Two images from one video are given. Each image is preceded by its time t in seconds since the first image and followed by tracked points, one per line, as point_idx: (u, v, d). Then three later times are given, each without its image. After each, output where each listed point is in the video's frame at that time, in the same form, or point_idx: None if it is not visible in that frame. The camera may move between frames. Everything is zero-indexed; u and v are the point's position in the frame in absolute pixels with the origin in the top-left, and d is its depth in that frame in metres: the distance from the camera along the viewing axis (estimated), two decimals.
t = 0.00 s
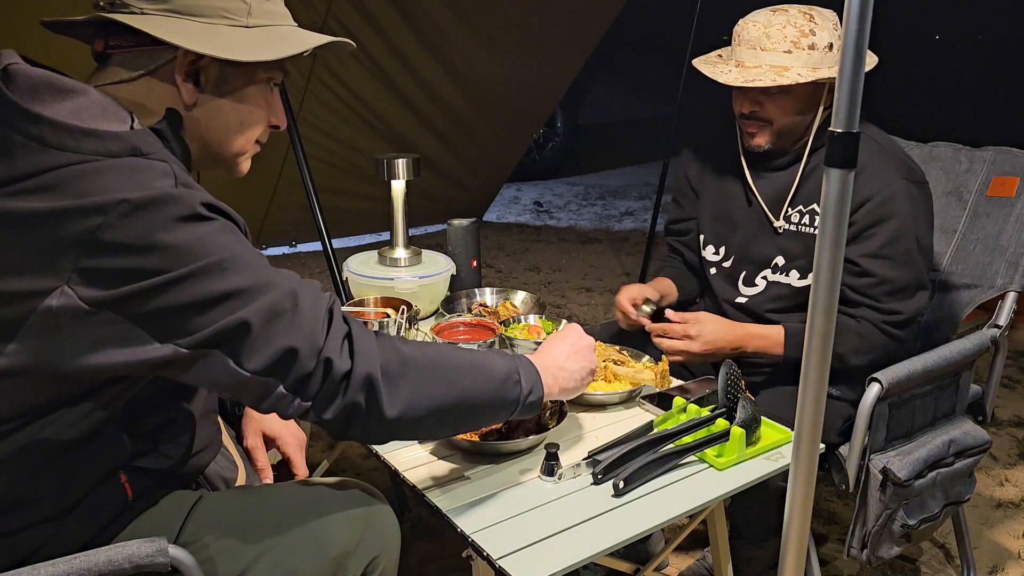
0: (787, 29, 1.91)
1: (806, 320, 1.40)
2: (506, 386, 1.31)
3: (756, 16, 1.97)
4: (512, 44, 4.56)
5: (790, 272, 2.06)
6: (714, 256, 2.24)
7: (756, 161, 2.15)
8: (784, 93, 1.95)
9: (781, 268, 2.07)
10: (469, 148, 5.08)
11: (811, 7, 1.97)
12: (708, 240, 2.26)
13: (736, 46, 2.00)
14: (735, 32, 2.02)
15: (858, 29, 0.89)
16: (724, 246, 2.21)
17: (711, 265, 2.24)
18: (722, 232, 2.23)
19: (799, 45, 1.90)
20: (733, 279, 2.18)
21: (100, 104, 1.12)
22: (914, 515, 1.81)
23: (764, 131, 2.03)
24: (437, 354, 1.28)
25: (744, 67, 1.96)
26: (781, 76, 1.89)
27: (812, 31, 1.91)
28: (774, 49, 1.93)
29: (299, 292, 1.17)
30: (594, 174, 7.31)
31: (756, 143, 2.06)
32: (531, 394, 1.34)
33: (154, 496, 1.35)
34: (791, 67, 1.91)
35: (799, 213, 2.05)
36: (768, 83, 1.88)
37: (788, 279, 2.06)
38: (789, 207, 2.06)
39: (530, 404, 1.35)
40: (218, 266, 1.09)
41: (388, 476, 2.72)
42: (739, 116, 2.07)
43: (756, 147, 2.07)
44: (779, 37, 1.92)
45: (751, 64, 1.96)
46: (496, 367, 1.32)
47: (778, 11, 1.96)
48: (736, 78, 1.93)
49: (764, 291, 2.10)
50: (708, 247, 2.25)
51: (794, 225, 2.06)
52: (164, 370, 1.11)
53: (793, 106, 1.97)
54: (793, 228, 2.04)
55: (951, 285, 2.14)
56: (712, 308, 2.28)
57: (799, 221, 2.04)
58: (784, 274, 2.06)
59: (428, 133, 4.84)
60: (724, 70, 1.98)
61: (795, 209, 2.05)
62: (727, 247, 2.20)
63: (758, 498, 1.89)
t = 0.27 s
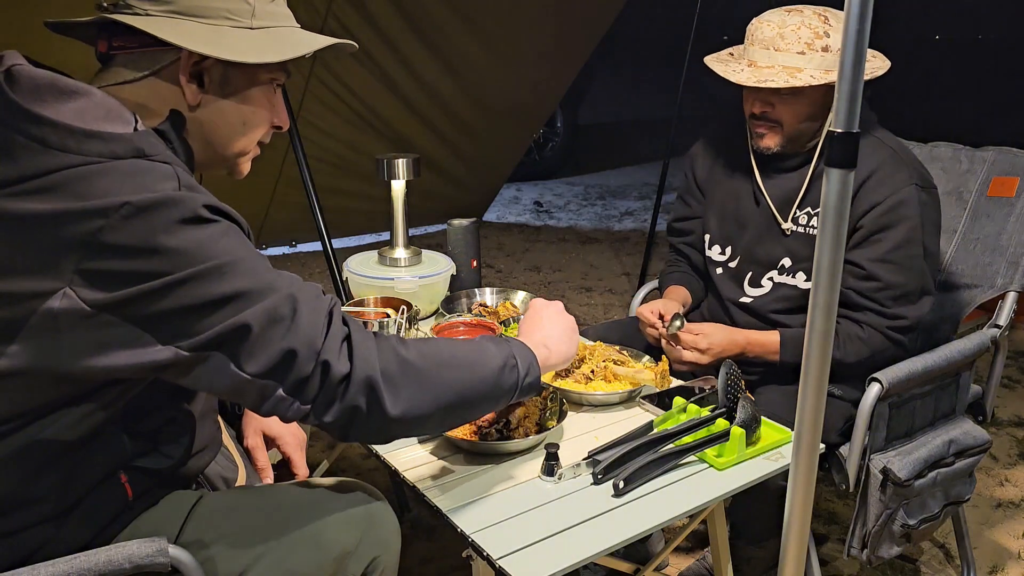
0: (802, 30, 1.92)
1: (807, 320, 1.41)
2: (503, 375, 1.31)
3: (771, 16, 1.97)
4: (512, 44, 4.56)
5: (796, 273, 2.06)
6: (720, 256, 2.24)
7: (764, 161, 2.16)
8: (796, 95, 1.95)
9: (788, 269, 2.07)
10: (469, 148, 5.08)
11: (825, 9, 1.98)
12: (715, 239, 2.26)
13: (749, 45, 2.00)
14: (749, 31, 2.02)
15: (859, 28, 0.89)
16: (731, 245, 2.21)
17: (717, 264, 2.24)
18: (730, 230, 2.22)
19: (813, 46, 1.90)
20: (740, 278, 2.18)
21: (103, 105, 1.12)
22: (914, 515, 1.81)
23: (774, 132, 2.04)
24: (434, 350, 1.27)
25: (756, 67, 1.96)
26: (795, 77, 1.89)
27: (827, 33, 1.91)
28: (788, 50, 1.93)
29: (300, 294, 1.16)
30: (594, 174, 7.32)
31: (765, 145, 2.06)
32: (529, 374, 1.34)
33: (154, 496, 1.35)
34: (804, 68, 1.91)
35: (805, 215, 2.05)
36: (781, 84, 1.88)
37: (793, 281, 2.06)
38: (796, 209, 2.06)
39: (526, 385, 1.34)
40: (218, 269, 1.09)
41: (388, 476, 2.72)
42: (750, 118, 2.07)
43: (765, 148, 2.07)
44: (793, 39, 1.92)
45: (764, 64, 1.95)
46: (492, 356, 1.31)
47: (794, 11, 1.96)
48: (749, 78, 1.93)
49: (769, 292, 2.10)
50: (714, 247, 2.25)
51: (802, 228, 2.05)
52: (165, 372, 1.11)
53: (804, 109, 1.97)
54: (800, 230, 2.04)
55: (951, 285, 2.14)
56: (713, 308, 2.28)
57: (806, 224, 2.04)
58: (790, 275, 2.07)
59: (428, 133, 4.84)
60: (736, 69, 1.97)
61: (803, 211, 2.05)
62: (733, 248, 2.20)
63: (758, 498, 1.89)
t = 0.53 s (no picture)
0: (810, 30, 1.93)
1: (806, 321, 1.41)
2: (512, 369, 1.31)
3: (780, 15, 1.98)
4: (512, 44, 4.56)
5: (797, 277, 2.06)
6: (721, 257, 2.24)
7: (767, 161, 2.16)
8: (800, 95, 1.95)
9: (789, 273, 2.07)
10: (469, 148, 5.08)
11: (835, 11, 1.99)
12: (716, 240, 2.26)
13: (758, 43, 2.01)
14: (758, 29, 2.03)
15: (859, 29, 0.89)
16: (733, 247, 2.21)
17: (718, 265, 2.24)
18: (731, 233, 2.22)
19: (820, 46, 1.91)
20: (740, 280, 2.18)
21: (104, 105, 1.12)
22: (914, 515, 1.81)
23: (777, 133, 2.03)
24: (445, 338, 1.28)
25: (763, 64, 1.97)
26: (800, 75, 1.90)
27: (835, 34, 1.92)
28: (795, 49, 1.93)
29: (307, 285, 1.16)
30: (594, 174, 7.32)
31: (768, 146, 2.05)
32: (538, 378, 1.34)
33: (154, 496, 1.35)
34: (811, 68, 1.91)
35: (808, 219, 2.05)
36: (786, 82, 1.88)
37: (795, 284, 2.05)
38: (799, 213, 2.06)
39: (536, 388, 1.34)
40: (225, 262, 1.09)
41: (388, 476, 2.72)
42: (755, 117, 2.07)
43: (767, 150, 2.06)
44: (801, 37, 1.93)
45: (771, 62, 1.96)
46: (501, 349, 1.32)
47: (803, 11, 1.97)
48: (756, 75, 1.93)
49: (771, 295, 2.10)
50: (715, 247, 2.25)
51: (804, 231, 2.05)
52: (174, 366, 1.11)
53: (810, 109, 1.98)
54: (803, 233, 2.04)
55: (951, 285, 2.14)
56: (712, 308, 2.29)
57: (810, 227, 2.04)
58: (792, 279, 2.06)
59: (428, 132, 4.84)
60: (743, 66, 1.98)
61: (806, 215, 2.05)
62: (734, 249, 2.20)
63: (758, 498, 1.89)
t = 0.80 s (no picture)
0: (786, 33, 1.89)
1: (805, 321, 1.40)
2: (511, 374, 1.31)
3: (767, 16, 1.95)
4: (512, 44, 4.55)
5: (797, 280, 2.05)
6: (720, 254, 2.24)
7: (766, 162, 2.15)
8: (776, 99, 1.95)
9: (789, 276, 2.07)
10: (468, 148, 5.08)
11: (831, 9, 1.91)
12: (716, 237, 2.26)
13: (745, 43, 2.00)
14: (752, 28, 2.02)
15: (859, 29, 0.89)
16: (733, 246, 2.21)
17: (717, 263, 2.24)
18: (733, 232, 2.22)
19: (793, 52, 1.88)
20: (740, 279, 2.18)
21: (102, 103, 1.11)
22: (914, 515, 1.81)
23: (760, 133, 2.05)
24: (444, 339, 1.28)
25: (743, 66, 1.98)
26: (768, 82, 1.89)
27: (813, 39, 1.87)
28: (771, 53, 1.92)
29: (306, 283, 1.17)
30: (594, 174, 7.32)
31: (754, 143, 2.08)
32: (535, 381, 1.33)
33: (154, 495, 1.35)
34: (782, 74, 1.89)
35: (809, 221, 2.03)
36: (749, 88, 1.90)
37: (795, 287, 2.05)
38: (800, 215, 2.05)
39: (531, 392, 1.34)
40: (225, 259, 1.10)
41: (388, 477, 2.72)
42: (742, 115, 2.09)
43: (755, 147, 2.09)
44: (777, 42, 1.90)
45: (750, 64, 1.97)
46: (501, 352, 1.31)
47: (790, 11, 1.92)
48: (729, 75, 1.97)
49: (771, 296, 2.10)
50: (714, 245, 2.26)
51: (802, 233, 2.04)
52: (174, 363, 1.11)
53: (785, 114, 1.96)
54: (804, 236, 2.03)
55: (951, 285, 2.14)
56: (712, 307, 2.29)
57: (811, 230, 2.03)
58: (792, 282, 2.06)
59: (428, 132, 4.84)
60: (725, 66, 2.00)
61: (807, 218, 2.03)
62: (735, 247, 2.20)
63: (758, 498, 1.89)
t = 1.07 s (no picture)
0: (781, 36, 1.89)
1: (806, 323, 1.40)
2: (509, 379, 1.31)
3: (762, 18, 1.94)
4: (513, 44, 4.55)
5: (792, 280, 2.06)
6: (717, 252, 2.24)
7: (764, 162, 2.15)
8: (771, 102, 1.96)
9: (784, 276, 2.07)
10: (469, 148, 5.08)
11: (827, 9, 1.90)
12: (715, 236, 2.25)
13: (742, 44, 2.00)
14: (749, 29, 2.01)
15: (859, 29, 0.89)
16: (731, 244, 2.21)
17: (715, 261, 2.24)
18: (732, 229, 2.21)
19: (787, 55, 1.88)
20: (739, 279, 2.18)
21: (102, 103, 1.11)
22: (914, 515, 1.81)
23: (755, 133, 2.06)
24: (443, 340, 1.28)
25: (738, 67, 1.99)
26: (761, 85, 1.90)
27: (807, 42, 1.86)
28: (765, 56, 1.91)
29: (303, 284, 1.17)
30: (594, 174, 7.32)
31: (749, 144, 2.10)
32: (537, 384, 1.34)
33: (154, 495, 1.35)
34: (777, 77, 1.90)
35: (805, 221, 2.04)
36: (743, 92, 1.92)
37: (791, 287, 2.05)
38: (796, 215, 2.05)
39: (533, 395, 1.35)
40: (223, 260, 1.09)
41: (388, 476, 2.72)
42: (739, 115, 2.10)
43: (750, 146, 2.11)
44: (771, 45, 1.90)
45: (745, 66, 1.97)
46: (500, 356, 1.32)
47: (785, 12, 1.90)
48: (724, 79, 1.98)
49: (767, 297, 2.10)
50: (712, 244, 2.25)
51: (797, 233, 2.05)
52: (172, 363, 1.11)
53: (779, 117, 1.97)
54: (799, 236, 2.03)
55: (952, 285, 2.14)
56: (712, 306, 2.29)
57: (805, 230, 2.03)
58: (786, 282, 2.06)
59: (428, 132, 4.84)
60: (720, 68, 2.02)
61: (803, 218, 2.04)
62: (734, 247, 2.20)
63: (758, 498, 1.89)
